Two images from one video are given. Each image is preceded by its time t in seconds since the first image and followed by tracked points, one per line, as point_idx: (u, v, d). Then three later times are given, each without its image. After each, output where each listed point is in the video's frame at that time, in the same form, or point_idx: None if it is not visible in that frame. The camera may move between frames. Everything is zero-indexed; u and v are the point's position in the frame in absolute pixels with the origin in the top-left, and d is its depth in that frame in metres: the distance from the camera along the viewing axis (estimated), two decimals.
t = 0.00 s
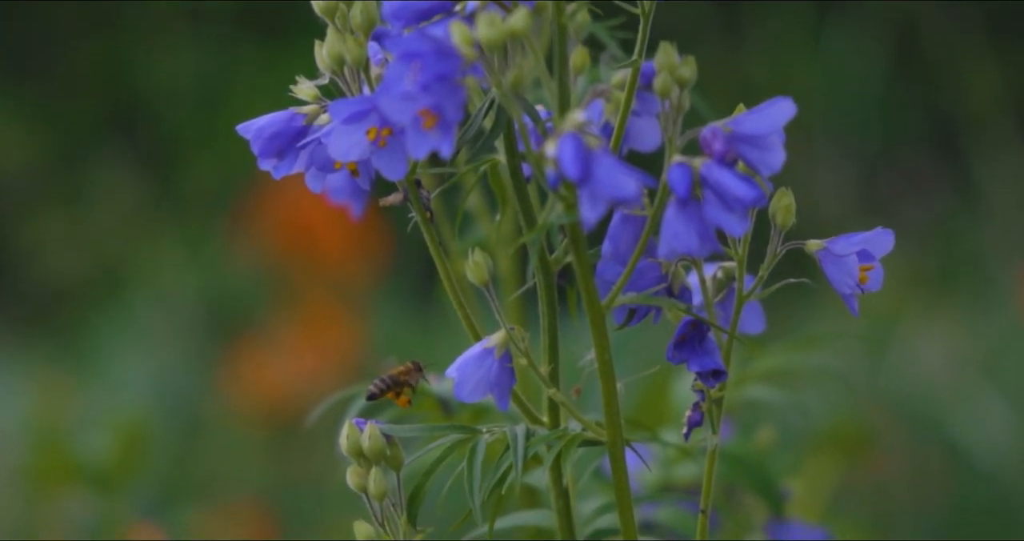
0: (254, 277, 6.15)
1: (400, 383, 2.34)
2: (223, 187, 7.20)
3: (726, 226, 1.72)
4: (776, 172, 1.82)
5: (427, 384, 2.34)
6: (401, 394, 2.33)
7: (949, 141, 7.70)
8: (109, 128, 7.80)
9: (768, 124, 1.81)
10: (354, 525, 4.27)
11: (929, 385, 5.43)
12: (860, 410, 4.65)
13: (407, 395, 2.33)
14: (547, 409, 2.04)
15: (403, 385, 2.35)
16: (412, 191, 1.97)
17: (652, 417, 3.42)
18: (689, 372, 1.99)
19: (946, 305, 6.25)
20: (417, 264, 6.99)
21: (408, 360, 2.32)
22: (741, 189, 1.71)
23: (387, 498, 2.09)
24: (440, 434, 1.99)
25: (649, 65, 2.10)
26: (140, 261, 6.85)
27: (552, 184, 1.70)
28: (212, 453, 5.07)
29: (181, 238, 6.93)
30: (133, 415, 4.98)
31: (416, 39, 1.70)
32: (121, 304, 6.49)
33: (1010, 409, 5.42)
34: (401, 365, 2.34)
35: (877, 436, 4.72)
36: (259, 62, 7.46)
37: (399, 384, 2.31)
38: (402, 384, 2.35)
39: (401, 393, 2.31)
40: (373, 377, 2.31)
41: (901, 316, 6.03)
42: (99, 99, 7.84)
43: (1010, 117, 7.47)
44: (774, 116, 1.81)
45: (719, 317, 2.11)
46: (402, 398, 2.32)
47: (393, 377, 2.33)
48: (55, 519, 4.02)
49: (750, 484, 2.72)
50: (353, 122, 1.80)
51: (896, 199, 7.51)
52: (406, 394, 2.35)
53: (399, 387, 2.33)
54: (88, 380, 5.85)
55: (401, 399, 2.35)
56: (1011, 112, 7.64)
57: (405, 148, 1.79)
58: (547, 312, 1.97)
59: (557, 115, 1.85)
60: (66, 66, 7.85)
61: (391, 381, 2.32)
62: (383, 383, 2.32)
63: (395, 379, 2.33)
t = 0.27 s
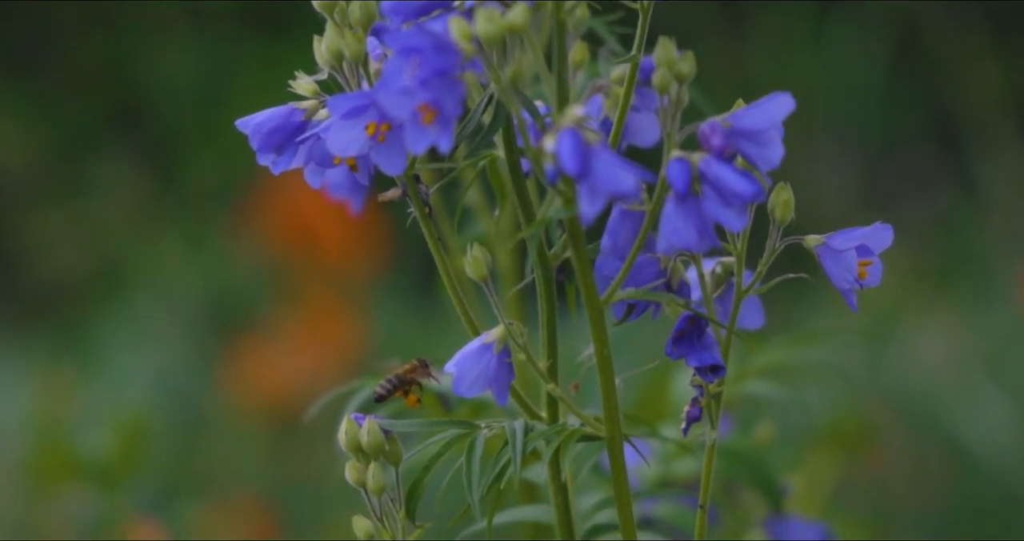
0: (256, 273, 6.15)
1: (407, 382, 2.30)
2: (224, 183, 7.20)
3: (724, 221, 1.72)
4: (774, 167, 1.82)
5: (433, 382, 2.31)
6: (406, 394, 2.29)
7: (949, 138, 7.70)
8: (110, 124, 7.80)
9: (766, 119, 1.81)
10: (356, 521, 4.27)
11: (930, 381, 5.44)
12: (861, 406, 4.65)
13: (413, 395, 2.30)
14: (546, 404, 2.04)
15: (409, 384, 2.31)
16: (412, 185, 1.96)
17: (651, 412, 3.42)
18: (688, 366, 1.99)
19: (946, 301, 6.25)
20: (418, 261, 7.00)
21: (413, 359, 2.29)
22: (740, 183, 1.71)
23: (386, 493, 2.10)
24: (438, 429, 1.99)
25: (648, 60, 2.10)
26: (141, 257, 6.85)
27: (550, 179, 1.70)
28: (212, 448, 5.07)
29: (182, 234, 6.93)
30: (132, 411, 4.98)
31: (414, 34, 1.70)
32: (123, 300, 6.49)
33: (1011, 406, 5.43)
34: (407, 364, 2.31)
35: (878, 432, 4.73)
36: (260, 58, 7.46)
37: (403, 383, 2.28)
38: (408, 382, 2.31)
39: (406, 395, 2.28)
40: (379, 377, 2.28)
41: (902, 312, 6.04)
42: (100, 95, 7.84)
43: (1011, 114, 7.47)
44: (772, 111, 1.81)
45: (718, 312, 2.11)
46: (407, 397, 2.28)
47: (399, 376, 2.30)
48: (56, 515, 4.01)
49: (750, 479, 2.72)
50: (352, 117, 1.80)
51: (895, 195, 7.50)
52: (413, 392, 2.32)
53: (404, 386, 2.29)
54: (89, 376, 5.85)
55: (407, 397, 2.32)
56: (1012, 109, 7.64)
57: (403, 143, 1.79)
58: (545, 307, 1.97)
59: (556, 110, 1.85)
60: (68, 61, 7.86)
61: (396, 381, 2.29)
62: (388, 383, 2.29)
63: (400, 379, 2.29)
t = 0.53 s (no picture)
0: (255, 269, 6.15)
1: (406, 381, 2.27)
2: (224, 180, 7.20)
3: (721, 216, 1.72)
4: (771, 161, 1.82)
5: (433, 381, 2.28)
6: (406, 392, 2.26)
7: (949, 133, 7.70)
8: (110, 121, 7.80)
9: (764, 113, 1.81)
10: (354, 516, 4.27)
11: (930, 378, 5.44)
12: (859, 402, 4.65)
13: (413, 394, 2.27)
14: (543, 399, 2.04)
15: (409, 383, 2.28)
16: (409, 180, 1.96)
17: (648, 407, 3.43)
18: (685, 360, 1.99)
19: (946, 297, 6.25)
20: (417, 256, 6.99)
21: (414, 358, 2.26)
22: (737, 178, 1.70)
23: (383, 488, 2.10)
24: (436, 423, 1.99)
25: (645, 56, 2.09)
26: (140, 254, 6.85)
27: (547, 173, 1.69)
28: (211, 445, 5.07)
29: (181, 230, 6.93)
30: (131, 409, 4.98)
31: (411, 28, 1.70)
32: (122, 297, 6.48)
33: (1010, 402, 5.43)
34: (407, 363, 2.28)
35: (877, 427, 4.73)
36: (260, 53, 7.45)
37: (402, 382, 2.25)
38: (408, 381, 2.28)
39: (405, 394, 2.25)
40: (378, 376, 2.25)
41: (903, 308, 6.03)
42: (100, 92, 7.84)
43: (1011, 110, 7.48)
44: (770, 105, 1.81)
45: (715, 306, 2.11)
46: (406, 397, 2.25)
47: (399, 376, 2.27)
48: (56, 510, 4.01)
49: (748, 475, 2.71)
50: (349, 111, 1.80)
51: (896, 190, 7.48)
52: (411, 391, 2.29)
53: (403, 384, 2.26)
54: (88, 373, 5.85)
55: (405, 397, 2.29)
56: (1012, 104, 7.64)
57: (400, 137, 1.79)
58: (542, 302, 1.97)
59: (553, 104, 1.84)
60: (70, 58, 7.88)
61: (396, 380, 2.26)
62: (388, 381, 2.25)
63: (400, 378, 2.26)
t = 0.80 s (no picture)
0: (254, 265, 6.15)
1: (409, 379, 2.24)
2: (223, 176, 7.20)
3: (718, 210, 1.71)
4: (769, 156, 1.82)
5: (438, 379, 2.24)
6: (409, 390, 2.24)
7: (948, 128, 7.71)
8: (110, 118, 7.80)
9: (760, 108, 1.80)
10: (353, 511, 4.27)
11: (929, 373, 5.44)
12: (857, 397, 4.66)
13: (417, 392, 2.24)
14: (541, 393, 2.04)
15: (412, 382, 2.25)
16: (407, 175, 1.96)
17: (645, 402, 3.43)
18: (683, 355, 2.00)
19: (945, 292, 6.26)
20: (417, 251, 7.00)
21: (419, 359, 2.23)
22: (735, 172, 1.70)
23: (382, 483, 2.10)
24: (435, 418, 1.99)
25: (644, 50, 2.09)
26: (140, 249, 6.85)
27: (545, 168, 1.69)
28: (211, 440, 5.08)
29: (181, 225, 6.93)
30: (132, 403, 4.99)
31: (409, 23, 1.70)
32: (121, 293, 6.48)
33: (1009, 397, 5.44)
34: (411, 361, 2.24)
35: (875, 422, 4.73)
36: (261, 49, 7.45)
37: (405, 381, 2.22)
38: (412, 380, 2.25)
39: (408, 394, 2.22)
40: (381, 376, 2.22)
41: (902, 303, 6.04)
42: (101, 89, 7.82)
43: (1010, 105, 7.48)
44: (767, 100, 1.81)
45: (714, 301, 2.11)
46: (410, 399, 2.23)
47: (401, 375, 2.24)
48: (56, 504, 4.01)
49: (747, 470, 2.71)
50: (347, 106, 1.80)
51: (895, 185, 7.49)
52: (414, 387, 2.26)
53: (405, 384, 2.24)
54: (88, 368, 5.85)
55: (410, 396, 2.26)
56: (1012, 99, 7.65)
57: (398, 132, 1.79)
58: (540, 296, 1.97)
59: (550, 99, 1.84)
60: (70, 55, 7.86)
61: (398, 379, 2.23)
62: (392, 380, 2.23)
63: (402, 377, 2.23)
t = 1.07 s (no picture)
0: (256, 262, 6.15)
1: (415, 373, 2.23)
2: (224, 173, 7.20)
3: (719, 206, 1.71)
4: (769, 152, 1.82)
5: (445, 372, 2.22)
6: (416, 385, 2.22)
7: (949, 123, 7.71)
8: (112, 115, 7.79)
9: (761, 104, 1.80)
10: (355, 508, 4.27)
11: (930, 369, 5.44)
12: (858, 393, 4.66)
13: (423, 386, 2.23)
14: (542, 389, 2.04)
15: (418, 374, 2.23)
16: (407, 171, 1.96)
17: (646, 398, 3.43)
18: (684, 351, 1.99)
19: (947, 287, 6.26)
20: (417, 247, 7.00)
21: (421, 355, 2.21)
22: (736, 168, 1.70)
23: (383, 479, 2.10)
24: (436, 414, 1.99)
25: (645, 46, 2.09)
26: (141, 246, 6.85)
27: (546, 164, 1.69)
28: (214, 436, 5.08)
29: (182, 222, 6.93)
30: (135, 400, 4.99)
31: (410, 19, 1.70)
32: (122, 289, 6.48)
33: (1011, 393, 5.44)
34: (416, 357, 2.22)
35: (877, 418, 4.73)
36: (262, 44, 7.45)
37: (412, 376, 2.22)
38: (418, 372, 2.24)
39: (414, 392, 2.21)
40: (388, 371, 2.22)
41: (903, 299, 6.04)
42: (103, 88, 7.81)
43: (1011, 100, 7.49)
44: (767, 97, 1.81)
45: (715, 297, 2.11)
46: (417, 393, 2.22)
47: (407, 369, 2.23)
48: (57, 497, 4.02)
49: (748, 466, 2.71)
50: (348, 102, 1.80)
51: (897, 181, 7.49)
52: (421, 380, 2.25)
53: (413, 378, 2.23)
54: (89, 365, 5.85)
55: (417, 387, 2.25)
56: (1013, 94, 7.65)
57: (399, 128, 1.79)
58: (541, 293, 1.97)
59: (551, 94, 1.84)
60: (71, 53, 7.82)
61: (404, 374, 2.22)
62: (397, 376, 2.21)
63: (409, 371, 2.22)
